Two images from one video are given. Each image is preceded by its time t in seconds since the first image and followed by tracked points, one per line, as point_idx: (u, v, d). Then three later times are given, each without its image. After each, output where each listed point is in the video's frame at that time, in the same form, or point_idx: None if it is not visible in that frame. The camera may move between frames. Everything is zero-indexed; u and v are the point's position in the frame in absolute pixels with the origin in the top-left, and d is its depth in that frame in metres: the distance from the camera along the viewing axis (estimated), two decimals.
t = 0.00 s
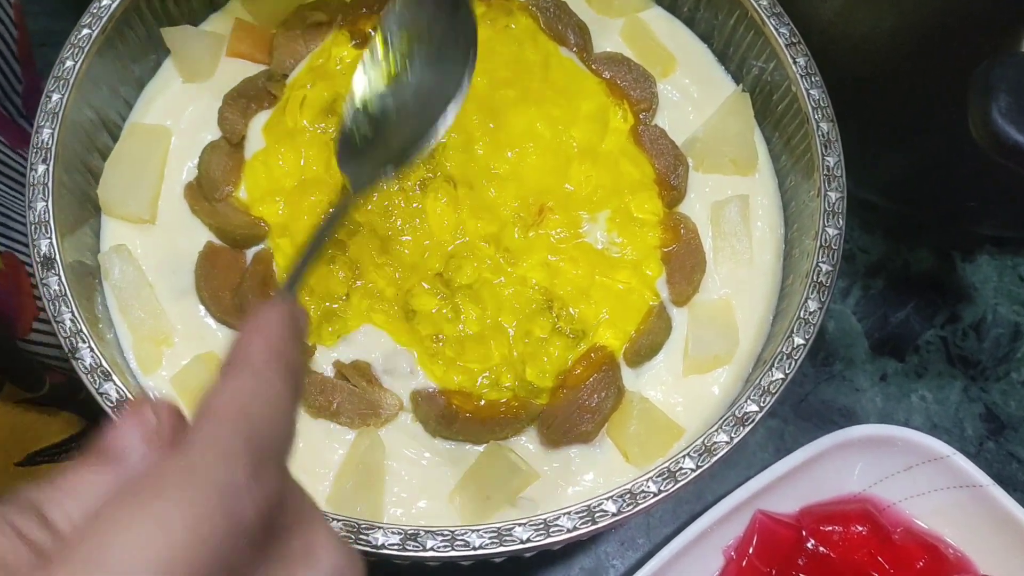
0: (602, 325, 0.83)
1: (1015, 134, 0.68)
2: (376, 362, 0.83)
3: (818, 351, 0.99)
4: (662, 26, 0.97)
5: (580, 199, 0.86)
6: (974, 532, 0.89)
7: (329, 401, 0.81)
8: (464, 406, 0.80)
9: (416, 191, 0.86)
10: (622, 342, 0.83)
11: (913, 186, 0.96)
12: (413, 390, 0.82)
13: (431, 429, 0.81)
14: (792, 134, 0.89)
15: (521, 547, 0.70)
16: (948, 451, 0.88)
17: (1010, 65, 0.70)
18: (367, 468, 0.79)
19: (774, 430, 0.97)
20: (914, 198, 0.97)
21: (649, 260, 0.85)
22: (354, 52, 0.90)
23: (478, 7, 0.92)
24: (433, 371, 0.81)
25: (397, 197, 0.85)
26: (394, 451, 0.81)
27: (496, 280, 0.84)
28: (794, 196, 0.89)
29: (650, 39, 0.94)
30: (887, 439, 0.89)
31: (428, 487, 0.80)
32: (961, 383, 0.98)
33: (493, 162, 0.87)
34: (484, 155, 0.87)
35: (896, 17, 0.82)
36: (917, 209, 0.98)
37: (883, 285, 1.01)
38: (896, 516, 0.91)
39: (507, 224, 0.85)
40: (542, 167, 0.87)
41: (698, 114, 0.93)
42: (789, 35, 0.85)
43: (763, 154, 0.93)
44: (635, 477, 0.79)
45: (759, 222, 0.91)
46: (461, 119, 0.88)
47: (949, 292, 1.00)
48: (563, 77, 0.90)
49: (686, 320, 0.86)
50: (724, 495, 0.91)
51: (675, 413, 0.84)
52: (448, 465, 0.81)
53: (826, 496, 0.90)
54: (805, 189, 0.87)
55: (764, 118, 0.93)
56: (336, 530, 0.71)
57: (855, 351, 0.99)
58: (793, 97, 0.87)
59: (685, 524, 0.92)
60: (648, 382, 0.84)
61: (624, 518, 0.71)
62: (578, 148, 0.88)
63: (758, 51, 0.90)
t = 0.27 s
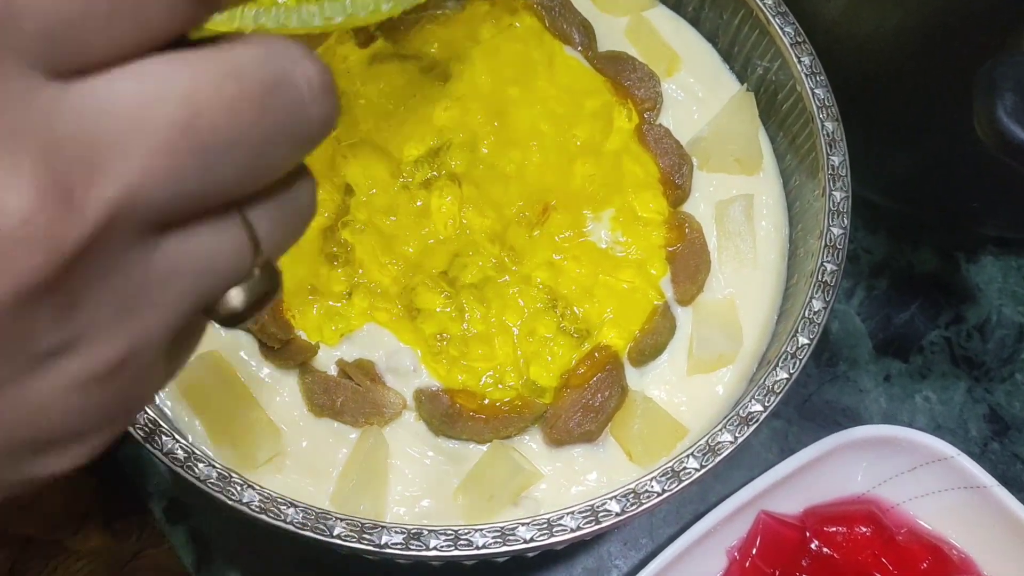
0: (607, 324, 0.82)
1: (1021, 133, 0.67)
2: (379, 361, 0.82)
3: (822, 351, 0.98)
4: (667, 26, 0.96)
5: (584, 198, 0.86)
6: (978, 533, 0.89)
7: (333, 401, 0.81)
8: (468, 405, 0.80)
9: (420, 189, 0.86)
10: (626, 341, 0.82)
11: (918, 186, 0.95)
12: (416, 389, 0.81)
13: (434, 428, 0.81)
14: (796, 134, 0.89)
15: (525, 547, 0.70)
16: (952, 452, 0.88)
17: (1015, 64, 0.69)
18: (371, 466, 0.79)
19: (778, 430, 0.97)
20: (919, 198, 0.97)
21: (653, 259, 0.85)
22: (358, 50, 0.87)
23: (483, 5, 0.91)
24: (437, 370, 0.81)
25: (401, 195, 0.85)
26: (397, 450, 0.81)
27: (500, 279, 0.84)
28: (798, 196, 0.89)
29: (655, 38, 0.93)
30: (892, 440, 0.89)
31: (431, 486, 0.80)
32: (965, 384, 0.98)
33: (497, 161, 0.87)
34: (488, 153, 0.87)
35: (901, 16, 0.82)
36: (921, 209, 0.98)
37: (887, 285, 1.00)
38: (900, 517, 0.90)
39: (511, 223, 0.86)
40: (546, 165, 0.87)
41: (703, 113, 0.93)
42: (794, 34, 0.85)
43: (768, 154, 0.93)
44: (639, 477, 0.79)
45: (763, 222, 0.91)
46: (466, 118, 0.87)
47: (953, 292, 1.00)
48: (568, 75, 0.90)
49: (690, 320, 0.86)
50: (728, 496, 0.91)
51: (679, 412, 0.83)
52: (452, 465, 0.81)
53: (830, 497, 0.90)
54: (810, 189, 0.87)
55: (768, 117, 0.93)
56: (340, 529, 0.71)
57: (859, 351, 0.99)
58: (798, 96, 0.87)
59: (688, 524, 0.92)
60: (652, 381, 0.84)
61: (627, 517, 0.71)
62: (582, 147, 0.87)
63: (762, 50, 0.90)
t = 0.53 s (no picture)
0: (602, 323, 0.82)
1: (1017, 133, 0.67)
2: (375, 360, 0.82)
3: (819, 351, 0.98)
4: (664, 25, 0.96)
5: (580, 197, 0.86)
6: (974, 533, 0.89)
7: (328, 400, 0.81)
8: (464, 405, 0.80)
9: (417, 188, 0.86)
10: (622, 340, 0.82)
11: (915, 186, 0.95)
12: (412, 388, 0.81)
13: (430, 427, 0.80)
14: (793, 133, 0.89)
15: (519, 546, 0.70)
16: (948, 452, 0.88)
17: (1013, 64, 0.69)
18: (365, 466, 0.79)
19: (774, 430, 0.96)
20: (916, 198, 0.97)
21: (650, 258, 0.85)
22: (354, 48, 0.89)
23: (479, 4, 0.90)
24: (432, 369, 0.81)
25: (397, 194, 0.85)
26: (392, 449, 0.81)
27: (497, 278, 0.84)
28: (795, 196, 0.89)
29: (652, 38, 0.94)
30: (887, 440, 0.89)
31: (426, 485, 0.80)
32: (962, 384, 0.98)
33: (494, 160, 0.87)
34: (484, 152, 0.87)
35: (899, 15, 0.81)
36: (918, 209, 0.98)
37: (884, 285, 1.00)
38: (896, 517, 0.90)
39: (507, 222, 0.85)
40: (542, 164, 0.87)
41: (700, 113, 0.93)
42: (790, 34, 0.85)
43: (765, 153, 0.93)
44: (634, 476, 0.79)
45: (760, 221, 0.91)
46: (462, 118, 0.87)
47: (949, 292, 1.00)
48: (564, 74, 0.90)
49: (685, 320, 0.86)
50: (724, 495, 0.91)
51: (674, 412, 0.83)
52: (447, 464, 0.81)
53: (826, 497, 0.90)
54: (807, 188, 0.87)
55: (765, 117, 0.93)
56: (334, 528, 0.71)
57: (856, 351, 0.99)
58: (795, 95, 0.87)
59: (683, 524, 0.92)
60: (647, 381, 0.84)
61: (622, 517, 0.71)
62: (579, 146, 0.87)
63: (759, 50, 0.90)
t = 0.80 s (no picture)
0: (601, 323, 0.82)
1: (1016, 132, 0.67)
2: (374, 360, 0.82)
3: (819, 351, 0.98)
4: (663, 25, 0.96)
5: (579, 197, 0.86)
6: (974, 534, 0.89)
7: (327, 399, 0.81)
8: (463, 404, 0.80)
9: (416, 188, 0.86)
10: (621, 340, 0.82)
11: (915, 186, 0.95)
12: (411, 387, 0.81)
13: (428, 427, 0.80)
14: (792, 133, 0.88)
15: (518, 546, 0.70)
16: (948, 453, 0.88)
17: (1012, 63, 0.69)
18: (364, 466, 0.79)
19: (773, 430, 0.96)
20: (916, 198, 0.97)
21: (648, 258, 0.84)
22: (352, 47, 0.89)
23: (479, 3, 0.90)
24: (431, 369, 0.81)
25: (395, 194, 0.85)
26: (391, 449, 0.81)
27: (496, 277, 0.84)
28: (795, 195, 0.89)
29: (650, 36, 0.93)
30: (887, 440, 0.88)
31: (425, 485, 0.80)
32: (961, 384, 0.98)
33: (493, 160, 0.87)
34: (483, 152, 0.87)
35: (898, 14, 0.81)
36: (918, 209, 0.98)
37: (884, 285, 1.00)
38: (895, 517, 0.90)
39: (506, 222, 0.85)
40: (542, 163, 0.86)
41: (699, 112, 0.93)
42: (790, 33, 0.85)
43: (764, 153, 0.93)
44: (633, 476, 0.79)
45: (759, 221, 0.91)
46: (461, 118, 0.87)
47: (949, 292, 1.00)
48: (563, 73, 0.90)
49: (684, 319, 0.86)
50: (723, 495, 0.91)
51: (673, 412, 0.83)
52: (446, 463, 0.81)
53: (825, 497, 0.90)
54: (806, 188, 0.87)
55: (764, 116, 0.93)
56: (332, 528, 0.70)
57: (855, 351, 0.98)
58: (794, 95, 0.87)
59: (683, 523, 0.92)
60: (646, 380, 0.84)
61: (621, 517, 0.71)
62: (578, 146, 0.87)
63: (759, 49, 0.90)
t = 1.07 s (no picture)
0: (607, 323, 0.82)
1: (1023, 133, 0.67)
2: (379, 360, 0.82)
3: (825, 351, 0.98)
4: (669, 24, 0.96)
5: (585, 197, 0.86)
6: (980, 535, 0.89)
7: (332, 400, 0.80)
8: (468, 405, 0.79)
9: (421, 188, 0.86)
10: (627, 341, 0.82)
11: (921, 186, 0.95)
12: (416, 387, 0.81)
13: (433, 428, 0.80)
14: (798, 133, 0.88)
15: (524, 547, 0.69)
16: (954, 454, 0.87)
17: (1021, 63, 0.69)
18: (369, 466, 0.79)
19: (779, 430, 0.96)
20: (922, 198, 0.96)
21: (653, 258, 0.85)
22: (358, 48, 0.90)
23: (483, 2, 0.90)
24: (436, 369, 0.81)
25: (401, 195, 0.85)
26: (396, 449, 0.81)
27: (501, 277, 0.84)
28: (801, 195, 0.89)
29: (656, 37, 0.93)
30: (893, 440, 0.88)
31: (430, 485, 0.80)
32: (967, 385, 0.98)
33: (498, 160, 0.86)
34: (488, 152, 0.87)
35: (905, 13, 0.81)
36: (924, 209, 0.97)
37: (890, 285, 1.00)
38: (901, 519, 0.90)
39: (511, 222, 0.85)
40: (547, 163, 0.86)
41: (704, 112, 0.93)
42: (796, 33, 0.85)
43: (769, 153, 0.92)
44: (639, 477, 0.79)
45: (765, 221, 0.90)
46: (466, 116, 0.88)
47: (955, 293, 1.00)
48: (568, 72, 0.89)
49: (690, 320, 0.85)
50: (729, 496, 0.91)
51: (678, 412, 0.83)
52: (451, 463, 0.80)
53: (831, 497, 0.90)
54: (812, 188, 0.86)
55: (770, 117, 0.93)
56: (337, 529, 0.70)
57: (862, 351, 0.98)
58: (800, 95, 0.86)
59: (688, 524, 0.92)
60: (652, 381, 0.84)
61: (627, 518, 0.70)
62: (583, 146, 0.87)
63: (765, 49, 0.89)
